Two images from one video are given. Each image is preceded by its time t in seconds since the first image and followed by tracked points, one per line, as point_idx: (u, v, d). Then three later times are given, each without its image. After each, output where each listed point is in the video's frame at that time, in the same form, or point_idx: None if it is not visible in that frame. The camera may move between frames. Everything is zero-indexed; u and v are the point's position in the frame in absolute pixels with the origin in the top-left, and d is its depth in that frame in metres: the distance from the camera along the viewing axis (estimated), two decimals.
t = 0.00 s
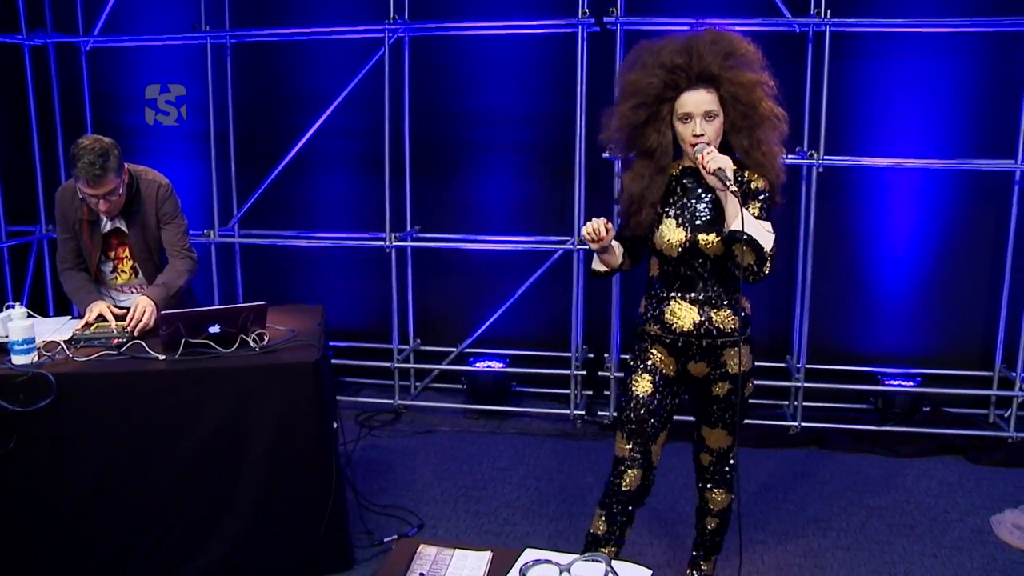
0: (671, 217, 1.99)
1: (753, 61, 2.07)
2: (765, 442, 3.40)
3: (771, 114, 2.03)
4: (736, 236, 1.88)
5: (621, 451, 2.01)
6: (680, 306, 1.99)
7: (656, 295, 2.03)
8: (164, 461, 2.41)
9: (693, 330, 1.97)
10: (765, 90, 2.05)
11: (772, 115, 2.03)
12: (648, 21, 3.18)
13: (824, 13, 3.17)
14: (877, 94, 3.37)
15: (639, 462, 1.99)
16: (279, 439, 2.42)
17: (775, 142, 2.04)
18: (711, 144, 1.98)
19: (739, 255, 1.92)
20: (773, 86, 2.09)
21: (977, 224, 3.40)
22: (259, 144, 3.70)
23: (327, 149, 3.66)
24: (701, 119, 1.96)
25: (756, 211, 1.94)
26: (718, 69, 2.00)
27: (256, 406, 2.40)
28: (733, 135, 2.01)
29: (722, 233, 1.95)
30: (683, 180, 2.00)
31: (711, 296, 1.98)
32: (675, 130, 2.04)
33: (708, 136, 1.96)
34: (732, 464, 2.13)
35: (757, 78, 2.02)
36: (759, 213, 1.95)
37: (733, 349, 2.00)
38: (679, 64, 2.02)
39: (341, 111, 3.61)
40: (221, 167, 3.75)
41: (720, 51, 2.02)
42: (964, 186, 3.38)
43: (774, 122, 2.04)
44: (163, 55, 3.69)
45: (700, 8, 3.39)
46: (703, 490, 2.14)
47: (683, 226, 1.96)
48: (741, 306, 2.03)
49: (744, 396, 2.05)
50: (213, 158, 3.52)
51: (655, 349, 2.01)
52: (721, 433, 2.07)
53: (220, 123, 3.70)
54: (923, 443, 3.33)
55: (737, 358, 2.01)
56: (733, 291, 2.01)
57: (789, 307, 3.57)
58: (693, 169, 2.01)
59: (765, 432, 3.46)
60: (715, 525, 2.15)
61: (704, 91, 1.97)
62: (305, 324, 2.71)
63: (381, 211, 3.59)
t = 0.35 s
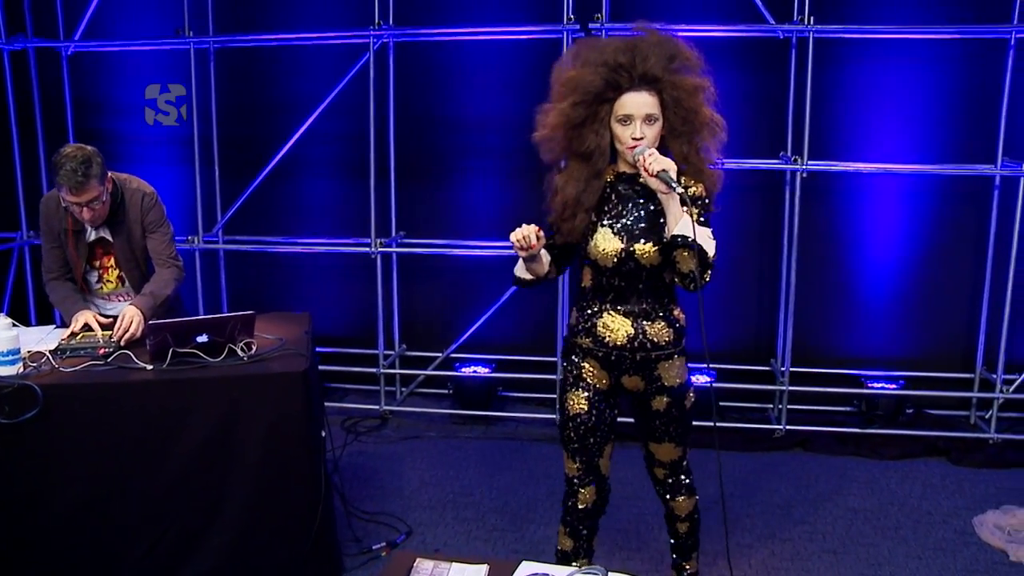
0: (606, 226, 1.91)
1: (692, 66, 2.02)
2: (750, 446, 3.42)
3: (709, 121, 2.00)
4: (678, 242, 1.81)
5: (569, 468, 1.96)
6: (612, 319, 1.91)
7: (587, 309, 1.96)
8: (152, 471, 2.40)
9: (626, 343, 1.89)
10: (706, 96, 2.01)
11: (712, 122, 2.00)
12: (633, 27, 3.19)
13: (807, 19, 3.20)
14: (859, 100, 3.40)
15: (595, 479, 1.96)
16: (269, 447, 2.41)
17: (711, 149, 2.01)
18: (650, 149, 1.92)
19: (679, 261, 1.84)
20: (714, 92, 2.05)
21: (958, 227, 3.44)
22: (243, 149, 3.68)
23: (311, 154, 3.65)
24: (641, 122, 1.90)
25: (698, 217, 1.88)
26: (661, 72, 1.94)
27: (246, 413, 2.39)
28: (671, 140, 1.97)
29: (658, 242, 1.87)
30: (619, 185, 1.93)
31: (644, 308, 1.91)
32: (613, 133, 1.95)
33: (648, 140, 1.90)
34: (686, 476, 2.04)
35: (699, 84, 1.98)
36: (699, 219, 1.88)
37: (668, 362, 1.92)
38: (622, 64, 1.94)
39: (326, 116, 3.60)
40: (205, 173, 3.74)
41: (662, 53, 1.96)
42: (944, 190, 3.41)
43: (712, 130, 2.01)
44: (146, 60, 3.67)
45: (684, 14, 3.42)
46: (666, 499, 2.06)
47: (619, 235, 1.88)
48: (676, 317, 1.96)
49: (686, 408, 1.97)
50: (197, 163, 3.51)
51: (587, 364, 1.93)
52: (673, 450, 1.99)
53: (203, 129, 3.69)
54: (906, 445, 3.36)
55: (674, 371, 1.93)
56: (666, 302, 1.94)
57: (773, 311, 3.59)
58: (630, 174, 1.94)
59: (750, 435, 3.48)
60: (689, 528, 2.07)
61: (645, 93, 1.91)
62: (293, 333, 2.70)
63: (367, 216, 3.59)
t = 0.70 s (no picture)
0: (541, 235, 1.81)
1: (628, 66, 1.90)
2: (731, 446, 3.43)
3: (646, 124, 1.89)
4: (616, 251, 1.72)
5: (524, 480, 1.92)
6: (547, 328, 1.82)
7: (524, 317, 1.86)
8: (129, 478, 2.36)
9: (563, 353, 1.80)
10: (642, 97, 1.90)
11: (649, 125, 1.90)
12: (613, 27, 3.18)
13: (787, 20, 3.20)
14: (837, 100, 3.41)
15: (552, 487, 1.91)
16: (248, 453, 2.38)
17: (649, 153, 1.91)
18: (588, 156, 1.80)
19: (619, 270, 1.75)
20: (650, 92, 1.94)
21: (936, 227, 3.46)
22: (220, 150, 3.64)
23: (289, 155, 3.62)
24: (577, 129, 1.78)
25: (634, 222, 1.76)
26: (598, 75, 1.81)
27: (224, 418, 2.36)
28: (607, 144, 1.85)
29: (596, 250, 1.78)
30: (554, 193, 1.83)
31: (581, 316, 1.81)
32: (548, 139, 1.84)
33: (585, 146, 1.78)
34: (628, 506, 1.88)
35: (635, 86, 1.87)
36: (637, 223, 1.76)
37: (607, 372, 1.82)
38: (557, 66, 1.81)
39: (303, 116, 3.57)
40: (181, 173, 3.69)
41: (599, 54, 1.83)
42: (922, 190, 3.43)
43: (649, 133, 1.90)
44: (119, 60, 3.62)
45: (664, 14, 3.41)
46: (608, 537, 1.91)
47: (554, 244, 1.79)
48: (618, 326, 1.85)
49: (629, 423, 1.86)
50: (173, 164, 3.46)
51: (525, 376, 1.84)
52: (611, 469, 1.85)
53: (179, 129, 3.64)
54: (886, 444, 3.37)
55: (614, 381, 1.83)
56: (605, 309, 1.84)
57: (753, 311, 3.60)
58: (565, 180, 1.83)
59: (731, 436, 3.48)
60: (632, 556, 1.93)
61: (581, 98, 1.78)
62: (272, 337, 2.66)
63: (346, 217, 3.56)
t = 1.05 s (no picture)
0: (498, 256, 1.75)
1: (586, 79, 1.85)
2: (718, 457, 3.39)
3: (606, 138, 1.84)
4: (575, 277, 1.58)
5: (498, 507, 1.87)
6: (505, 351, 1.74)
7: (484, 339, 1.79)
8: (101, 499, 2.28)
9: (519, 376, 1.71)
10: (602, 109, 1.85)
11: (609, 138, 1.85)
12: (596, 33, 3.14)
13: (772, 26, 3.17)
14: (822, 106, 3.38)
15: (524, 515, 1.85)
16: (224, 475, 2.31)
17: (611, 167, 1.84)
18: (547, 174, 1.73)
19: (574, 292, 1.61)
20: (610, 105, 1.89)
21: (922, 234, 3.43)
22: (198, 158, 3.58)
23: (268, 163, 3.56)
24: (534, 147, 1.71)
25: (592, 243, 1.67)
26: (553, 89, 1.77)
27: (200, 437, 2.29)
28: (566, 160, 1.78)
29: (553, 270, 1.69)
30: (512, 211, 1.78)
31: (538, 337, 1.71)
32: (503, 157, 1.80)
33: (542, 164, 1.72)
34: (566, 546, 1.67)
35: (593, 98, 1.82)
36: (597, 243, 1.67)
37: (565, 395, 1.71)
38: (509, 82, 1.77)
39: (282, 124, 3.51)
40: (158, 183, 3.63)
41: (554, 68, 1.78)
42: (908, 196, 3.40)
43: (610, 148, 1.84)
44: (95, 67, 3.55)
45: (647, 20, 3.37)
46: None
47: (511, 265, 1.72)
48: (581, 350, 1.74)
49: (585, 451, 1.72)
50: (150, 173, 3.40)
51: (484, 399, 1.78)
52: (554, 494, 1.66)
53: (156, 137, 3.58)
54: (874, 453, 3.34)
55: (573, 407, 1.71)
56: (566, 332, 1.73)
57: (739, 319, 3.56)
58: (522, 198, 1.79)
59: (717, 446, 3.44)
60: None
61: (536, 114, 1.72)
62: (251, 351, 2.60)
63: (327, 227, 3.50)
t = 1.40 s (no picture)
0: (478, 275, 1.68)
1: (571, 85, 1.76)
2: (716, 462, 3.35)
3: (592, 149, 1.75)
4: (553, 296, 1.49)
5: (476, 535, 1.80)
6: (480, 376, 1.68)
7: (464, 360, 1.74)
8: (91, 512, 2.24)
9: (492, 404, 1.65)
10: (588, 118, 1.76)
11: (596, 150, 1.76)
12: (591, 35, 3.11)
13: (769, 26, 3.13)
14: (820, 108, 3.35)
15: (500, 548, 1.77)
16: (215, 485, 2.26)
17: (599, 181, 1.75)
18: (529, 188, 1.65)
19: (553, 318, 1.54)
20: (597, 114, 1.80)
21: (921, 237, 3.40)
22: (189, 161, 3.54)
23: (260, 166, 3.51)
24: (515, 158, 1.63)
25: (576, 265, 1.55)
26: (536, 96, 1.68)
27: (191, 446, 2.24)
28: (551, 173, 1.69)
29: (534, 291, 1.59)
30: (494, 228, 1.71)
31: (515, 365, 1.64)
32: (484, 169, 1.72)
33: (524, 177, 1.63)
34: None
35: (580, 107, 1.73)
36: (582, 263, 1.56)
37: (539, 431, 1.63)
38: (489, 90, 1.68)
39: (275, 127, 3.47)
40: (148, 187, 3.58)
41: (537, 74, 1.69)
42: (906, 199, 3.37)
43: (596, 160, 1.76)
44: (85, 70, 3.51)
45: (643, 21, 3.34)
46: None
47: (489, 285, 1.65)
48: (562, 384, 1.65)
49: (556, 493, 1.63)
50: (141, 177, 3.35)
51: (458, 424, 1.72)
52: (514, 535, 1.57)
53: (146, 140, 3.53)
54: (873, 458, 3.31)
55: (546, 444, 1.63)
56: (546, 363, 1.65)
57: (736, 323, 3.53)
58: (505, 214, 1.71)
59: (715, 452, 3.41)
60: None
61: (518, 124, 1.64)
62: (244, 359, 2.55)
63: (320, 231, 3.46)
